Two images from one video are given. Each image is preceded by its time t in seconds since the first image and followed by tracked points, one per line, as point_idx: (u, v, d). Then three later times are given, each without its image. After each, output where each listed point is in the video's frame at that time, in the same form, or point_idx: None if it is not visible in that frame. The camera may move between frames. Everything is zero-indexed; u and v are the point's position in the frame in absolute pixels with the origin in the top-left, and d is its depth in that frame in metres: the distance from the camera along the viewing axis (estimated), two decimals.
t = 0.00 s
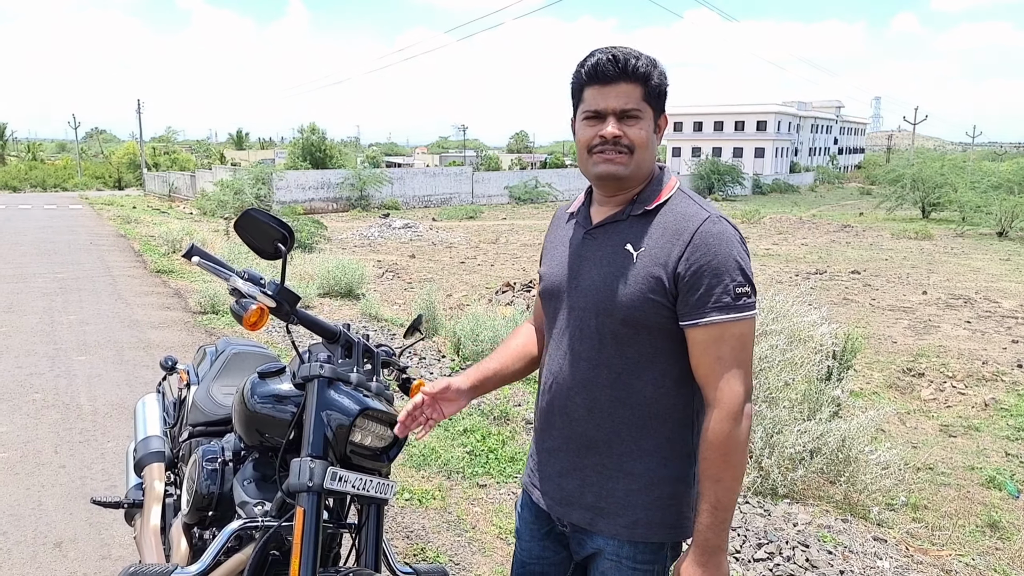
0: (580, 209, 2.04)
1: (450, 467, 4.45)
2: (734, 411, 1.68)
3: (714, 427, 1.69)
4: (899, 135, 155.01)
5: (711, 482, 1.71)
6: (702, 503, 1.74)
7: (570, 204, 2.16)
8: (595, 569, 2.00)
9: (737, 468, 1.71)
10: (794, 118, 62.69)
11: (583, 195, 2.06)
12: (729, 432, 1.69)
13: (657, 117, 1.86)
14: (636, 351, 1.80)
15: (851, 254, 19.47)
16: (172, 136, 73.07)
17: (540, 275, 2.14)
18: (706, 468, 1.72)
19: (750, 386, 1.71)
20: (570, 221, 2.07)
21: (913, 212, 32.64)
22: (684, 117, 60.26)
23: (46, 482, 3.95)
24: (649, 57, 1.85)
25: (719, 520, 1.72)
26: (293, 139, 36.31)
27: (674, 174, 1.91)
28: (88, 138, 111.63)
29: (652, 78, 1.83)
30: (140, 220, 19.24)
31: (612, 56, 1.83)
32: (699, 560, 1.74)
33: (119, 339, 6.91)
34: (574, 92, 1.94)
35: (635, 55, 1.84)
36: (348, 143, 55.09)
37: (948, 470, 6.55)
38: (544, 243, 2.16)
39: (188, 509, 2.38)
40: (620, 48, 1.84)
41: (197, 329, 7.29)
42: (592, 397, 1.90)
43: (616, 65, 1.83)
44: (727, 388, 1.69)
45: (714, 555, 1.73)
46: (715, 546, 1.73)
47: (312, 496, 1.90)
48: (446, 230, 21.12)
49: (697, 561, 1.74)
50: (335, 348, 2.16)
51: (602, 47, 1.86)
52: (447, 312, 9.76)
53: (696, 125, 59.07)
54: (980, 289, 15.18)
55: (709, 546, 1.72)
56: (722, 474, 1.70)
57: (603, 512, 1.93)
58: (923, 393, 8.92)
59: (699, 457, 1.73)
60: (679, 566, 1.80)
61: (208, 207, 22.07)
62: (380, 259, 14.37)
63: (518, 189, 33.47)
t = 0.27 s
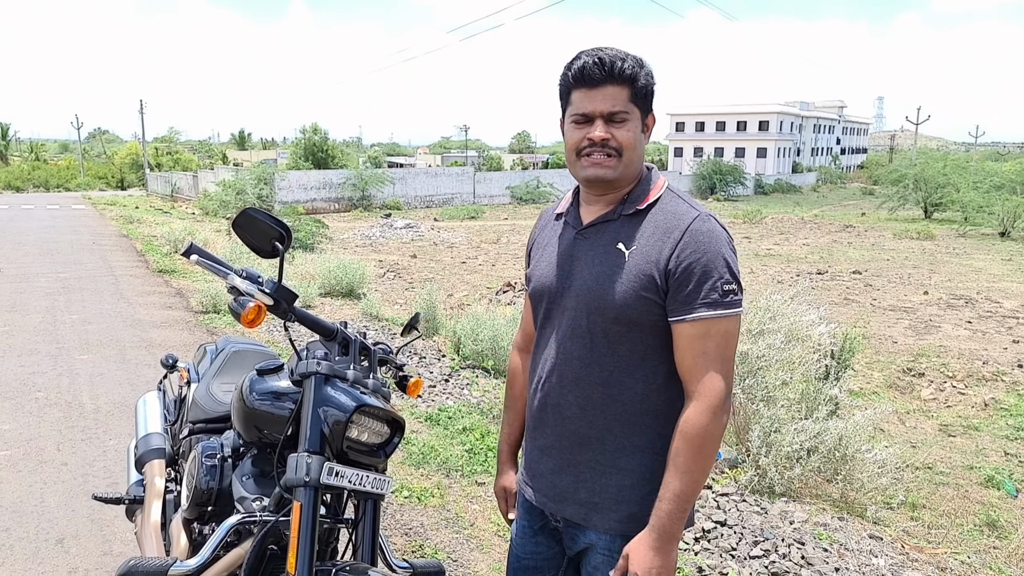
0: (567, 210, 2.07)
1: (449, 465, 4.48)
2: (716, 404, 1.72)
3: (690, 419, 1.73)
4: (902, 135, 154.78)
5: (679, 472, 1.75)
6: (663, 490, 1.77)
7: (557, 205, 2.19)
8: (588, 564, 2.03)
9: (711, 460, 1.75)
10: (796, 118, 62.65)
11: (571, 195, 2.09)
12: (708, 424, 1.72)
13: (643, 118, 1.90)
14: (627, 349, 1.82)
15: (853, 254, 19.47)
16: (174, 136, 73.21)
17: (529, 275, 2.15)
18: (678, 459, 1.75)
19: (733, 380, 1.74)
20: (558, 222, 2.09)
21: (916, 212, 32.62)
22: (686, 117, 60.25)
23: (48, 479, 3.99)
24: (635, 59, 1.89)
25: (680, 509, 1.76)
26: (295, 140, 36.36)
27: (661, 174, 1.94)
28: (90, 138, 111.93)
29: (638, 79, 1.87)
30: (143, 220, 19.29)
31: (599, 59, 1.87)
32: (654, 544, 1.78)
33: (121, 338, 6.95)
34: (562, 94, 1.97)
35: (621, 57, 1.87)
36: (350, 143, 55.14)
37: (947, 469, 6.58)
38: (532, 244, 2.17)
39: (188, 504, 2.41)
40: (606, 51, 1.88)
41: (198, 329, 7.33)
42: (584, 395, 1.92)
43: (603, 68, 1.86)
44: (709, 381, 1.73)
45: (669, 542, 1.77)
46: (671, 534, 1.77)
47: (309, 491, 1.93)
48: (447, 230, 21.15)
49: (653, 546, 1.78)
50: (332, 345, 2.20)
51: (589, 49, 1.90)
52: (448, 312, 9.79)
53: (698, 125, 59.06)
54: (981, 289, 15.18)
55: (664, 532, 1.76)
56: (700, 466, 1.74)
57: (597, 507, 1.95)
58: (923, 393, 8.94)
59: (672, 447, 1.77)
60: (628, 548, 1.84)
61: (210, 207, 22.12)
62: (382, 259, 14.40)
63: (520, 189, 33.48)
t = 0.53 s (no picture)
0: (556, 210, 2.09)
1: (449, 463, 4.51)
2: (709, 400, 1.75)
3: (686, 416, 1.75)
4: (906, 136, 154.45)
5: (679, 470, 1.77)
6: (663, 486, 1.80)
7: (546, 204, 2.22)
8: (581, 556, 2.06)
9: (707, 455, 1.77)
10: (799, 119, 62.57)
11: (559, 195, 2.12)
12: (703, 421, 1.74)
13: (628, 117, 1.93)
14: (620, 347, 1.86)
15: (855, 255, 19.46)
16: (177, 137, 73.47)
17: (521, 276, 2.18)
18: (675, 455, 1.78)
19: (725, 376, 1.77)
20: (548, 222, 2.12)
21: (919, 212, 32.57)
22: (689, 118, 60.22)
23: (52, 475, 4.03)
24: (621, 59, 1.92)
25: (680, 504, 1.79)
26: (298, 140, 36.43)
27: (648, 173, 1.97)
28: (95, 138, 112.35)
29: (624, 79, 1.90)
30: (146, 220, 19.37)
31: (584, 59, 1.90)
32: (657, 540, 1.80)
33: (125, 336, 6.99)
34: (548, 94, 2.00)
35: (607, 57, 1.90)
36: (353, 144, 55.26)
37: (947, 469, 6.58)
38: (522, 244, 2.20)
39: (188, 498, 2.44)
40: (592, 50, 1.91)
41: (200, 327, 7.37)
42: (578, 393, 1.95)
43: (589, 68, 1.89)
44: (702, 377, 1.75)
45: (673, 538, 1.80)
46: (673, 530, 1.80)
47: (307, 483, 1.96)
48: (450, 230, 21.19)
49: (656, 542, 1.81)
50: (330, 341, 2.23)
51: (574, 50, 1.93)
52: (450, 311, 9.82)
53: (701, 125, 59.03)
54: (984, 290, 15.17)
55: (666, 529, 1.79)
56: (697, 462, 1.77)
57: (594, 503, 1.97)
58: (924, 393, 8.94)
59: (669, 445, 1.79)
60: (630, 543, 1.87)
61: (213, 207, 22.19)
62: (384, 259, 14.45)
63: (522, 189, 33.51)
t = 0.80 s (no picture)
0: (550, 208, 2.14)
1: (450, 460, 4.55)
2: (698, 399, 1.78)
3: (680, 416, 1.79)
4: (912, 136, 153.88)
5: (679, 469, 1.81)
6: (670, 489, 1.83)
7: (541, 203, 2.26)
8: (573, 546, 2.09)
9: (699, 454, 1.80)
10: (805, 119, 62.46)
11: (553, 194, 2.16)
12: (691, 420, 1.78)
13: (618, 119, 1.97)
14: (605, 344, 1.90)
15: (860, 255, 19.43)
16: (183, 137, 73.74)
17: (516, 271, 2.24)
18: (674, 455, 1.81)
19: (712, 375, 1.80)
20: (542, 219, 2.17)
21: (925, 212, 32.48)
22: (694, 118, 60.16)
23: (58, 471, 4.09)
24: (610, 62, 1.96)
25: (689, 505, 1.82)
26: (303, 140, 36.53)
27: (639, 173, 2.01)
28: (101, 139, 112.79)
29: (613, 82, 1.94)
30: (152, 220, 19.47)
31: (574, 63, 1.94)
32: (672, 542, 1.83)
33: (130, 335, 7.06)
34: (540, 96, 2.05)
35: (596, 61, 1.95)
36: (358, 144, 55.38)
37: (948, 469, 6.58)
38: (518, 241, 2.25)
39: (191, 491, 2.49)
40: (582, 54, 1.95)
41: (205, 326, 7.43)
42: (565, 388, 2.00)
43: (578, 72, 1.94)
44: (687, 377, 1.78)
45: (687, 538, 1.83)
46: (687, 530, 1.83)
47: (306, 477, 2.01)
48: (454, 230, 21.23)
49: (669, 544, 1.84)
50: (330, 338, 2.27)
51: (565, 53, 1.97)
52: (453, 311, 9.87)
53: (705, 125, 58.96)
54: (988, 290, 15.14)
55: (679, 530, 1.82)
56: (688, 460, 1.79)
57: (581, 495, 2.02)
58: (927, 393, 8.95)
59: (669, 446, 1.83)
60: (653, 551, 1.89)
61: (219, 208, 22.28)
62: (388, 259, 14.50)
63: (527, 190, 33.54)
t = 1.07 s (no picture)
0: (547, 203, 2.16)
1: (452, 458, 4.57)
2: (684, 393, 1.78)
3: (661, 410, 1.80)
4: (921, 136, 153.10)
5: (652, 462, 1.82)
6: (639, 480, 1.85)
7: (538, 199, 2.28)
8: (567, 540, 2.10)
9: (677, 448, 1.81)
10: (813, 119, 62.26)
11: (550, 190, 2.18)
12: (674, 414, 1.79)
13: (614, 117, 1.98)
14: (599, 340, 1.92)
15: (867, 255, 19.36)
16: (191, 138, 74.12)
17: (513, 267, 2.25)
18: (651, 448, 1.82)
19: (700, 371, 1.81)
20: (538, 215, 2.19)
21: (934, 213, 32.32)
22: (701, 118, 60.04)
23: (64, 467, 4.12)
24: (606, 61, 1.97)
25: (656, 497, 1.84)
26: (310, 141, 36.65)
27: (635, 170, 2.02)
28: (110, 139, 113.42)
29: (609, 80, 1.96)
30: (160, 219, 19.58)
31: (570, 62, 1.96)
32: (632, 531, 1.86)
33: (137, 334, 7.11)
34: (537, 94, 2.06)
35: (593, 60, 1.96)
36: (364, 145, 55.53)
37: (953, 470, 6.54)
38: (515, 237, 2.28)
39: (192, 487, 2.52)
40: (579, 53, 1.97)
41: (211, 325, 7.47)
42: (561, 383, 2.02)
43: (574, 70, 1.95)
44: (676, 372, 1.79)
45: (649, 529, 1.86)
46: (650, 521, 1.85)
47: (304, 472, 2.03)
48: (460, 230, 21.26)
49: (631, 532, 1.87)
50: (329, 334, 2.30)
51: (562, 52, 1.99)
52: (458, 310, 9.89)
53: (713, 125, 58.85)
54: (997, 291, 15.05)
55: (642, 521, 1.85)
56: (667, 454, 1.81)
57: (575, 488, 2.04)
58: (933, 394, 8.91)
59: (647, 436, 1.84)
60: (609, 536, 1.93)
61: (226, 207, 22.38)
62: (394, 258, 14.54)
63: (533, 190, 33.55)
